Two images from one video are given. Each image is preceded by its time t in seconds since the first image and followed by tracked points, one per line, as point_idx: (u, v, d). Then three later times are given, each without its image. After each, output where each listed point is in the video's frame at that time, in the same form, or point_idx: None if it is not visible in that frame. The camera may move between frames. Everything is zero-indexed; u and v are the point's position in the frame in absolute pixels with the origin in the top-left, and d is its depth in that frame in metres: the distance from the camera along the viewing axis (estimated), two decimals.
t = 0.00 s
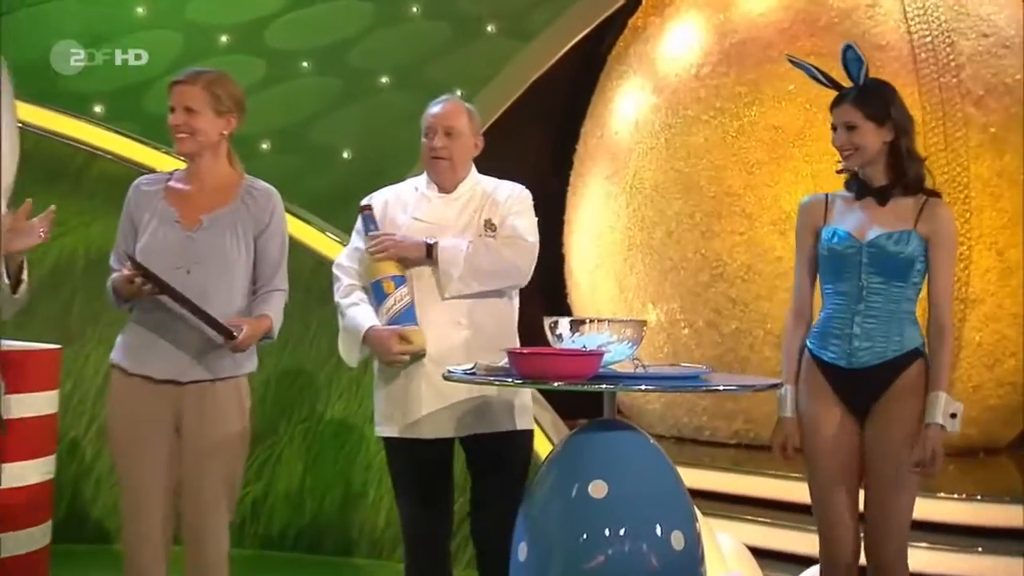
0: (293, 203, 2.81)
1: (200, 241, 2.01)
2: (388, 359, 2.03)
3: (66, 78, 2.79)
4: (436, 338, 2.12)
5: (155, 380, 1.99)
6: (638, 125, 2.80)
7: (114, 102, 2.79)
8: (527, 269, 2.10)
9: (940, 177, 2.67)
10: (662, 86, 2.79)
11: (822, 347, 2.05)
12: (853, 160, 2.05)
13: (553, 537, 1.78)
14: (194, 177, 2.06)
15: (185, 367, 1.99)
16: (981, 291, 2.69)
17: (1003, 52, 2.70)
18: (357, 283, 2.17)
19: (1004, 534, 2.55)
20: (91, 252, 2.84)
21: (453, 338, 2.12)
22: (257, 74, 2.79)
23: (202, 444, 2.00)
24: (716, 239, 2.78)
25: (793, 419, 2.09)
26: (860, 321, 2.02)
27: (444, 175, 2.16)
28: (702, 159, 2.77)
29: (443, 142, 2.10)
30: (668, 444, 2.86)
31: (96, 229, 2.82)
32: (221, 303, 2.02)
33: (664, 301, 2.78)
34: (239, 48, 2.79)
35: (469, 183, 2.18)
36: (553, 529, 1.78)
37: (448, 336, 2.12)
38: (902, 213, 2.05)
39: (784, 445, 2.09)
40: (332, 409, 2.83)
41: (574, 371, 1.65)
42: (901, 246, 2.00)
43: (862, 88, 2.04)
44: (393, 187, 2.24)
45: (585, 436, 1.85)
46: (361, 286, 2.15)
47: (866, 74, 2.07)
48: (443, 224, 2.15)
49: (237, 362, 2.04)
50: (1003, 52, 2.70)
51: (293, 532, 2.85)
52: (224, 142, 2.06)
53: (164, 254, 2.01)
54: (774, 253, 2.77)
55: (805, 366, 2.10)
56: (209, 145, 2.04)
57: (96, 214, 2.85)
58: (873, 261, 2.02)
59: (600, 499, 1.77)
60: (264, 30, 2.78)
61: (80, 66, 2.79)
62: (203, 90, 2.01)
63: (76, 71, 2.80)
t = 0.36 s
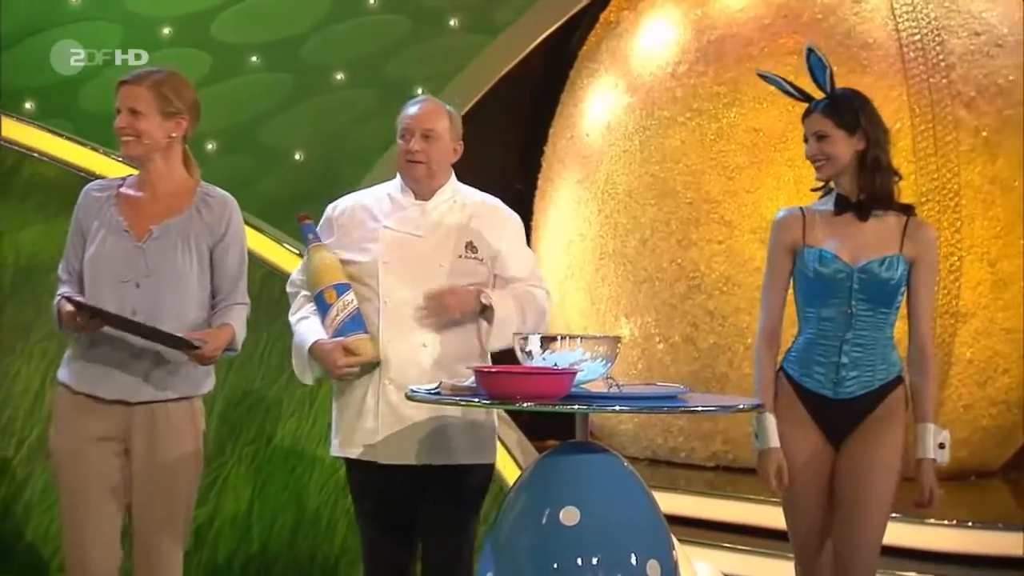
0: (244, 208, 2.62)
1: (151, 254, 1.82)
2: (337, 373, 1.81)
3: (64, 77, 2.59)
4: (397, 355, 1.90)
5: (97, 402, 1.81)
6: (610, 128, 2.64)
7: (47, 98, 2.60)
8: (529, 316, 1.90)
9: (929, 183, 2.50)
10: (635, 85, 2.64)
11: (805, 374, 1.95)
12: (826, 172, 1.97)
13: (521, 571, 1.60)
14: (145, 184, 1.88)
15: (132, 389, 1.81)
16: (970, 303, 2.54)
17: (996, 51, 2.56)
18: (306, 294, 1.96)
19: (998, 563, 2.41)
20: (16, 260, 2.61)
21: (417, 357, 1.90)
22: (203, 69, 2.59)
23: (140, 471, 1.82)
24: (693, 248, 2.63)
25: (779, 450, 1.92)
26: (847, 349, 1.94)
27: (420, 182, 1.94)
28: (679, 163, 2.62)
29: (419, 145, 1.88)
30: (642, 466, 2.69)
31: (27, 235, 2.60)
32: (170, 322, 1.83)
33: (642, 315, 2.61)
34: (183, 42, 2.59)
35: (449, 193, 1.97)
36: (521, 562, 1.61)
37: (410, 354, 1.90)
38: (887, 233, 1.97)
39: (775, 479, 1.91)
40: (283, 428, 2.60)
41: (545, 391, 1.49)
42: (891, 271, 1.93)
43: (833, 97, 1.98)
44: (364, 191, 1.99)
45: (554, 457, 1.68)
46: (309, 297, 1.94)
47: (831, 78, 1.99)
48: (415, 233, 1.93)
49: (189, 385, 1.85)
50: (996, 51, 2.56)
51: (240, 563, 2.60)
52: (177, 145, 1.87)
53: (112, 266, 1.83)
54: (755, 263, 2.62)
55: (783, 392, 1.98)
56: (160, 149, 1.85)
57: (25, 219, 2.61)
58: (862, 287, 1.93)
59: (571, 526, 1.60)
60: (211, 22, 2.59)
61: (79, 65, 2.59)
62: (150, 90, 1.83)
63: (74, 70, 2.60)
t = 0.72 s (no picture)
0: (210, 219, 2.60)
1: (121, 263, 1.80)
2: (325, 379, 1.80)
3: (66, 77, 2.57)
4: (387, 362, 1.88)
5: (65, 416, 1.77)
6: (581, 138, 2.64)
7: (13, 109, 2.57)
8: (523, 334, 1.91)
9: (898, 195, 2.53)
10: (606, 96, 2.63)
11: (777, 379, 1.99)
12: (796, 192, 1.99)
13: None
14: (107, 195, 1.84)
15: (103, 399, 1.77)
16: (938, 313, 2.55)
17: (963, 62, 2.56)
18: (302, 295, 1.95)
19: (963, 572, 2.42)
20: None
21: (409, 367, 1.89)
22: (171, 80, 2.58)
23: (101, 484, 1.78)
24: (663, 258, 2.61)
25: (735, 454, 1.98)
26: (819, 354, 1.97)
27: (421, 194, 1.96)
28: (649, 173, 2.61)
29: (424, 158, 1.89)
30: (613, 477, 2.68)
31: None
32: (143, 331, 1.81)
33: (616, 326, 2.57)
34: (152, 52, 2.57)
35: (450, 207, 1.99)
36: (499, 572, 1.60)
37: (401, 364, 1.89)
38: (861, 245, 1.99)
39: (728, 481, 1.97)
40: (253, 441, 2.55)
41: (520, 402, 1.47)
42: (864, 281, 1.95)
43: (801, 120, 2.00)
44: (364, 200, 2.00)
45: (529, 468, 1.67)
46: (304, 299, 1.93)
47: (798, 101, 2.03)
48: (415, 243, 1.94)
49: (166, 390, 1.84)
50: (963, 62, 2.56)
51: None
52: (136, 158, 1.84)
53: (79, 276, 1.80)
54: (724, 274, 2.60)
55: (754, 399, 2.02)
56: (121, 163, 1.82)
57: None
58: (836, 294, 1.96)
59: (548, 535, 1.59)
60: (179, 31, 2.57)
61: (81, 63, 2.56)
62: (109, 105, 1.80)
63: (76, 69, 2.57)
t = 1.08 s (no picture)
0: (211, 224, 2.63)
1: (120, 270, 1.79)
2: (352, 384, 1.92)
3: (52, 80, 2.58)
4: (411, 366, 1.99)
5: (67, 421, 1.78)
6: (577, 144, 2.68)
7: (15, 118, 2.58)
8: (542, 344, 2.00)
9: (890, 197, 2.57)
10: (602, 102, 2.68)
11: (772, 375, 2.04)
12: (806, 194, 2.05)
13: None
14: (97, 202, 1.82)
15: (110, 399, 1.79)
16: (929, 314, 2.59)
17: (952, 67, 2.61)
18: (329, 299, 2.07)
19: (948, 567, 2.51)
20: None
21: (432, 371, 2.00)
22: (174, 89, 2.61)
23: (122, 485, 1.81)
24: (660, 261, 2.65)
25: (736, 449, 2.05)
26: (814, 353, 2.02)
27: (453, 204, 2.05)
28: (645, 178, 2.65)
29: (477, 174, 1.98)
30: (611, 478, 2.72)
31: None
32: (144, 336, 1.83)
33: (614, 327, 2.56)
34: (154, 61, 2.60)
35: (474, 218, 2.08)
36: (508, 567, 1.67)
37: (425, 368, 1.99)
38: (857, 244, 2.04)
39: (728, 476, 2.03)
40: (257, 444, 2.58)
41: (530, 402, 1.53)
42: (858, 280, 2.00)
43: (803, 123, 2.06)
44: (392, 208, 2.10)
45: (536, 465, 1.75)
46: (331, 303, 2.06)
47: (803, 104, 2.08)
48: (441, 252, 2.04)
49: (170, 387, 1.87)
50: (952, 67, 2.61)
51: None
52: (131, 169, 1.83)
53: (79, 283, 1.78)
54: (716, 276, 2.65)
55: (751, 397, 2.07)
56: (116, 174, 1.81)
57: None
58: (830, 294, 2.01)
59: (556, 531, 1.66)
60: (181, 39, 2.60)
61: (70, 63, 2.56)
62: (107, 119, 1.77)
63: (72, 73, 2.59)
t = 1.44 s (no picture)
0: (254, 228, 2.84)
1: (199, 267, 2.00)
2: (392, 370, 2.11)
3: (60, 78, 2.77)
4: (449, 351, 2.21)
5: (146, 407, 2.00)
6: (592, 150, 2.89)
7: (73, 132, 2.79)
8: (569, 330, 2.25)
9: (884, 197, 2.77)
10: (615, 111, 2.88)
11: (780, 360, 2.27)
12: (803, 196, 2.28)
13: (544, 541, 1.89)
14: (167, 207, 2.03)
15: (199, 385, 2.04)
16: (921, 305, 2.79)
17: (940, 76, 2.80)
18: (368, 291, 2.29)
19: (942, 540, 2.70)
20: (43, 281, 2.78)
21: (468, 355, 2.22)
22: (219, 103, 2.82)
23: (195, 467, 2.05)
24: (670, 258, 2.84)
25: (750, 428, 2.30)
26: (817, 339, 2.25)
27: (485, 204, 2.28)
28: (656, 181, 2.85)
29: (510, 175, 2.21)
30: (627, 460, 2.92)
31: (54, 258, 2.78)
32: (215, 329, 2.04)
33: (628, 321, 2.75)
34: (201, 78, 2.81)
35: (501, 217, 2.32)
36: (544, 534, 1.89)
37: (463, 353, 2.22)
38: (853, 239, 2.26)
39: (743, 455, 2.29)
40: (301, 431, 2.79)
41: (563, 385, 1.73)
42: (855, 272, 2.22)
43: (802, 129, 2.28)
44: (424, 205, 2.33)
45: (571, 444, 1.98)
46: (371, 295, 2.28)
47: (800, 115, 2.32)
48: (473, 246, 2.27)
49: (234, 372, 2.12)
50: (940, 76, 2.80)
51: (262, 555, 2.77)
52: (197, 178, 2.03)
53: (165, 281, 1.99)
54: (724, 272, 2.83)
55: (762, 379, 2.30)
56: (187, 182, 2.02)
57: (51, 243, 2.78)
58: (829, 283, 2.24)
59: (587, 502, 1.89)
60: (225, 57, 2.81)
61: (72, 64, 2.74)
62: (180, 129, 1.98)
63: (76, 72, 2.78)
